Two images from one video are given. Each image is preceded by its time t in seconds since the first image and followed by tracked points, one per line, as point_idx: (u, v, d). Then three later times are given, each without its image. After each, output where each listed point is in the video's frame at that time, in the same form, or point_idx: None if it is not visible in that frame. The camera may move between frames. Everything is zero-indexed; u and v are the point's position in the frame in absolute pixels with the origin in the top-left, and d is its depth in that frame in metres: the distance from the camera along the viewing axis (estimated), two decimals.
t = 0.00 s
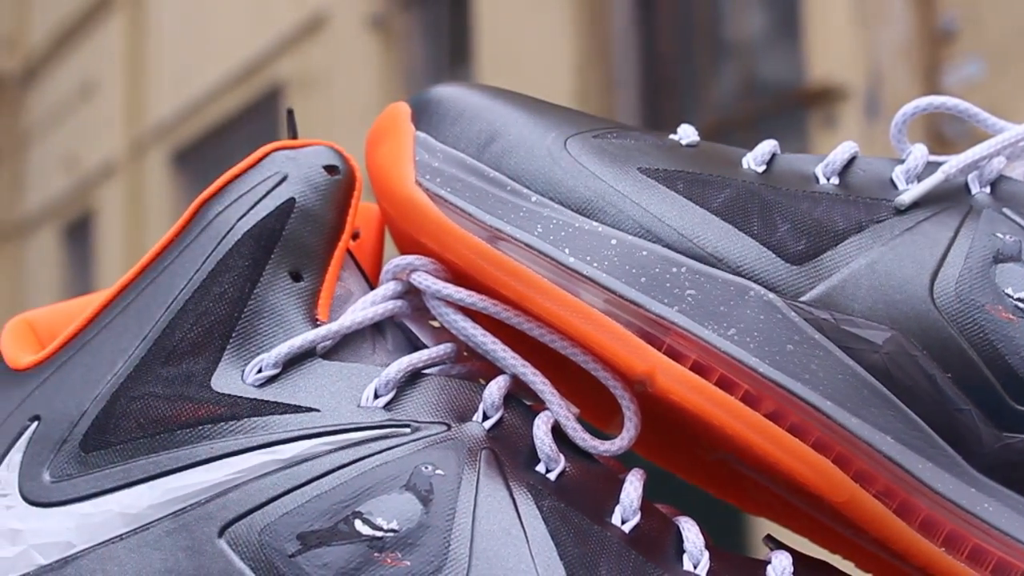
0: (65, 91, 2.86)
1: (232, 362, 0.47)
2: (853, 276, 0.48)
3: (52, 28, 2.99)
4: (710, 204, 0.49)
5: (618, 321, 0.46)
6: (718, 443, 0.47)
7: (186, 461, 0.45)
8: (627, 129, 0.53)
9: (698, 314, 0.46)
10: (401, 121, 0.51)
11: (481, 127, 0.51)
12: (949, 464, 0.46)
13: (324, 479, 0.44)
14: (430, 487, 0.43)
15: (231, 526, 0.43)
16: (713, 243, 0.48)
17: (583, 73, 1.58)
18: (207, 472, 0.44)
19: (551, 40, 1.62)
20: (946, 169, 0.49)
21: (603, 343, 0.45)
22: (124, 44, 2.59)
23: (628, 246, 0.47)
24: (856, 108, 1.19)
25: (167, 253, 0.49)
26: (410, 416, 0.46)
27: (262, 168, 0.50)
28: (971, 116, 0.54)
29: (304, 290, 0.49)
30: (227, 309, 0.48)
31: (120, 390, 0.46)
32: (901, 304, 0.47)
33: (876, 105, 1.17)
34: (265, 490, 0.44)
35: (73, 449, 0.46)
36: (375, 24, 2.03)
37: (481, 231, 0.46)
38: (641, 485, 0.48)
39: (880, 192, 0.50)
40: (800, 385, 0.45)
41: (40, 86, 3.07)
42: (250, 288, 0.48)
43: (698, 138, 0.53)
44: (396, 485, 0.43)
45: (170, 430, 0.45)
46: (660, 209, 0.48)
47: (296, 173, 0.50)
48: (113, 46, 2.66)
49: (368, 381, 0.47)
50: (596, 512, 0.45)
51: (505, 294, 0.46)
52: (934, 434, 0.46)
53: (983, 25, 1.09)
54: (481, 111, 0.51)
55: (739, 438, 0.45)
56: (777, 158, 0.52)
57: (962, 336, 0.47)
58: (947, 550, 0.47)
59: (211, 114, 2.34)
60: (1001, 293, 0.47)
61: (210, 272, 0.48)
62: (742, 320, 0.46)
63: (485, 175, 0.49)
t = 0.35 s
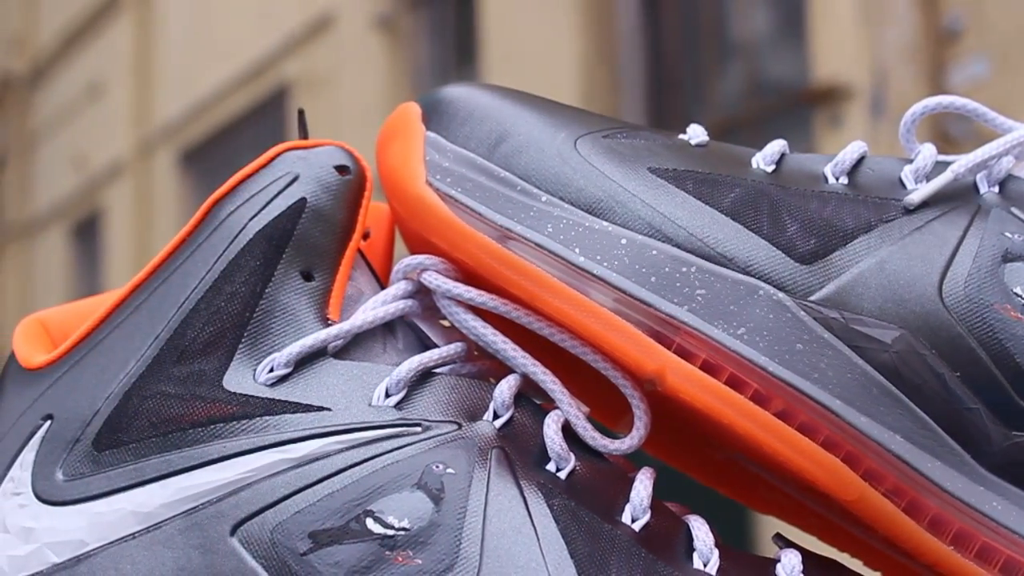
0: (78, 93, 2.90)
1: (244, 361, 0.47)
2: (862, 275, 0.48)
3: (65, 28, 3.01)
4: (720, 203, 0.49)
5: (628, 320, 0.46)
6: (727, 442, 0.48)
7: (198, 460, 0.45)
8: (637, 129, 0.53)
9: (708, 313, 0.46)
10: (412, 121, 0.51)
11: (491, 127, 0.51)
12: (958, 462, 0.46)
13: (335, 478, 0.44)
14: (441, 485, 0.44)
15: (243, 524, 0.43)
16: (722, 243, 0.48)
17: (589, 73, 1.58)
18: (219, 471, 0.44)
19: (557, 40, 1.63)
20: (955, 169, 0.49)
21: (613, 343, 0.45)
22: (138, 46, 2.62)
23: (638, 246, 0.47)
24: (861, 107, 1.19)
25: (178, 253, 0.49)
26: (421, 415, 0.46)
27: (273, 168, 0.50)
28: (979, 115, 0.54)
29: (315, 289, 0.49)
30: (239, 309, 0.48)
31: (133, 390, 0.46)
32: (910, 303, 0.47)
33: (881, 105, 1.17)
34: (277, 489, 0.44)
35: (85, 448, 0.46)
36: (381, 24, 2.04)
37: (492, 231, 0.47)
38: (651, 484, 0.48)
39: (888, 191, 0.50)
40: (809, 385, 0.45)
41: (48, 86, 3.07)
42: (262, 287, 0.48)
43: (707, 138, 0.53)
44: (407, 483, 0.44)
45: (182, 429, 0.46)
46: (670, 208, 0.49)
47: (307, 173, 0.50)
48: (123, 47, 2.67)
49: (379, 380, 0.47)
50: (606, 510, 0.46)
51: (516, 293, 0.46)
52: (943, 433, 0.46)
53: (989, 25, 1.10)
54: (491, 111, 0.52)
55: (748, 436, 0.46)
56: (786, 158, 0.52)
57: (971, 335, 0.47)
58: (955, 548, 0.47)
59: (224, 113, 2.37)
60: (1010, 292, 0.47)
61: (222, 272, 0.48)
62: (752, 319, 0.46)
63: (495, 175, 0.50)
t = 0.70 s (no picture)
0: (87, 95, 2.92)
1: (256, 360, 0.48)
2: (868, 274, 0.48)
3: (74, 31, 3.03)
4: (727, 204, 0.50)
5: (636, 320, 0.46)
6: (734, 440, 0.48)
7: (210, 458, 0.45)
8: (644, 130, 0.54)
9: (716, 312, 0.47)
10: (422, 122, 0.52)
11: (500, 128, 0.52)
12: (962, 459, 0.46)
13: (346, 475, 0.44)
14: (451, 483, 0.44)
15: (255, 522, 0.44)
16: (729, 243, 0.49)
17: (594, 74, 1.58)
18: (231, 469, 0.45)
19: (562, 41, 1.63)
20: (960, 170, 0.50)
21: (622, 342, 0.46)
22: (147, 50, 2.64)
23: (646, 246, 0.48)
24: (863, 108, 1.20)
25: (191, 253, 0.49)
26: (431, 414, 0.46)
27: (285, 169, 0.50)
28: (983, 116, 0.54)
29: (325, 289, 0.50)
30: (250, 308, 0.48)
31: (146, 389, 0.47)
32: (916, 303, 0.48)
33: (883, 107, 1.17)
34: (288, 486, 0.44)
35: (99, 446, 0.47)
36: (386, 25, 2.04)
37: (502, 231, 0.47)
38: (659, 481, 0.48)
39: (894, 192, 0.51)
40: (816, 383, 0.46)
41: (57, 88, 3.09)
42: (273, 287, 0.49)
43: (714, 140, 0.54)
44: (418, 481, 0.44)
45: (195, 427, 0.46)
46: (678, 209, 0.49)
47: (318, 174, 0.50)
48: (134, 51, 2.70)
49: (389, 379, 0.47)
50: (614, 508, 0.46)
51: (526, 293, 0.47)
52: (949, 432, 0.47)
53: (990, 27, 1.10)
54: (500, 113, 0.52)
55: (756, 434, 0.46)
56: (792, 159, 0.53)
57: (976, 335, 0.47)
58: (959, 545, 0.47)
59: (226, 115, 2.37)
60: (1014, 292, 0.47)
61: (234, 272, 0.48)
62: (759, 318, 0.47)
63: (504, 175, 0.50)
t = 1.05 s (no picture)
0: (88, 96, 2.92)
1: (263, 360, 0.48)
2: (872, 275, 0.48)
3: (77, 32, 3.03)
4: (731, 204, 0.50)
5: (641, 320, 0.46)
6: (739, 440, 0.48)
7: (217, 457, 0.45)
8: (649, 131, 0.54)
9: (721, 312, 0.47)
10: (428, 123, 0.52)
11: (506, 129, 0.52)
12: (967, 459, 0.46)
13: (352, 475, 0.44)
14: (457, 483, 0.44)
15: (262, 521, 0.44)
16: (734, 243, 0.49)
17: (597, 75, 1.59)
18: (238, 469, 0.45)
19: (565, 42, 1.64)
20: (963, 171, 0.50)
21: (626, 342, 0.46)
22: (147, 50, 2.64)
23: (651, 246, 0.48)
24: (864, 109, 1.20)
25: (198, 254, 0.50)
26: (437, 414, 0.47)
27: (292, 169, 0.51)
28: (986, 117, 0.54)
29: (332, 290, 0.50)
30: (257, 308, 0.48)
31: (153, 388, 0.47)
32: (920, 303, 0.48)
33: (885, 108, 1.18)
34: (295, 486, 0.44)
35: (106, 445, 0.47)
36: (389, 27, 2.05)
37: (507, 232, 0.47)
38: (664, 481, 0.49)
39: (898, 193, 0.51)
40: (821, 383, 0.46)
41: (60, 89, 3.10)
42: (280, 287, 0.49)
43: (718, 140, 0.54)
44: (423, 481, 0.44)
45: (202, 427, 0.46)
46: (682, 209, 0.49)
47: (324, 175, 0.51)
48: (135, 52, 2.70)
49: (396, 379, 0.48)
50: (619, 507, 0.46)
51: (530, 293, 0.47)
52: (953, 433, 0.47)
53: (992, 28, 1.10)
54: (506, 114, 0.53)
55: (761, 434, 0.46)
56: (797, 159, 0.53)
57: (980, 335, 0.47)
58: (963, 544, 0.47)
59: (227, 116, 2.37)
60: (1018, 292, 0.47)
61: (240, 272, 0.49)
62: (763, 318, 0.47)
63: (510, 176, 0.50)
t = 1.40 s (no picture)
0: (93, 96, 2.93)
1: (270, 359, 0.48)
2: (878, 274, 0.49)
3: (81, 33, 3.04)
4: (738, 204, 0.50)
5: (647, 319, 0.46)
6: (745, 439, 0.48)
7: (224, 457, 0.45)
8: (656, 131, 0.54)
9: (728, 311, 0.47)
10: (435, 123, 0.52)
11: (513, 129, 0.52)
12: (975, 459, 0.46)
13: (360, 474, 0.44)
14: (465, 482, 0.44)
15: (270, 520, 0.44)
16: (740, 242, 0.49)
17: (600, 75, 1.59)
18: (246, 468, 0.45)
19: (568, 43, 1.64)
20: (970, 170, 0.50)
21: (633, 341, 0.46)
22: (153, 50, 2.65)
23: (658, 246, 0.48)
24: (867, 108, 1.20)
25: (205, 253, 0.50)
26: (444, 413, 0.47)
27: (299, 169, 0.51)
28: (992, 117, 0.54)
29: (339, 289, 0.50)
30: (264, 308, 0.49)
31: (161, 388, 0.47)
32: (926, 302, 0.48)
33: (888, 107, 1.18)
34: (302, 485, 0.44)
35: (114, 445, 0.47)
36: (392, 27, 2.05)
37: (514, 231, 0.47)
38: (670, 480, 0.49)
39: (904, 193, 0.51)
40: (828, 382, 0.46)
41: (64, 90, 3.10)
42: (287, 287, 0.49)
43: (725, 140, 0.54)
44: (431, 480, 0.44)
45: (209, 426, 0.46)
46: (689, 209, 0.50)
47: (331, 174, 0.51)
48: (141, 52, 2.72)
49: (403, 378, 0.48)
50: (626, 506, 0.46)
51: (537, 292, 0.47)
52: (960, 432, 0.47)
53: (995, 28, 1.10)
54: (513, 115, 0.53)
55: (767, 433, 0.46)
56: (803, 159, 0.53)
57: (986, 334, 0.47)
58: (969, 543, 0.48)
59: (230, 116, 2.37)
60: None
61: (248, 272, 0.49)
62: (770, 318, 0.47)
63: (516, 175, 0.50)
